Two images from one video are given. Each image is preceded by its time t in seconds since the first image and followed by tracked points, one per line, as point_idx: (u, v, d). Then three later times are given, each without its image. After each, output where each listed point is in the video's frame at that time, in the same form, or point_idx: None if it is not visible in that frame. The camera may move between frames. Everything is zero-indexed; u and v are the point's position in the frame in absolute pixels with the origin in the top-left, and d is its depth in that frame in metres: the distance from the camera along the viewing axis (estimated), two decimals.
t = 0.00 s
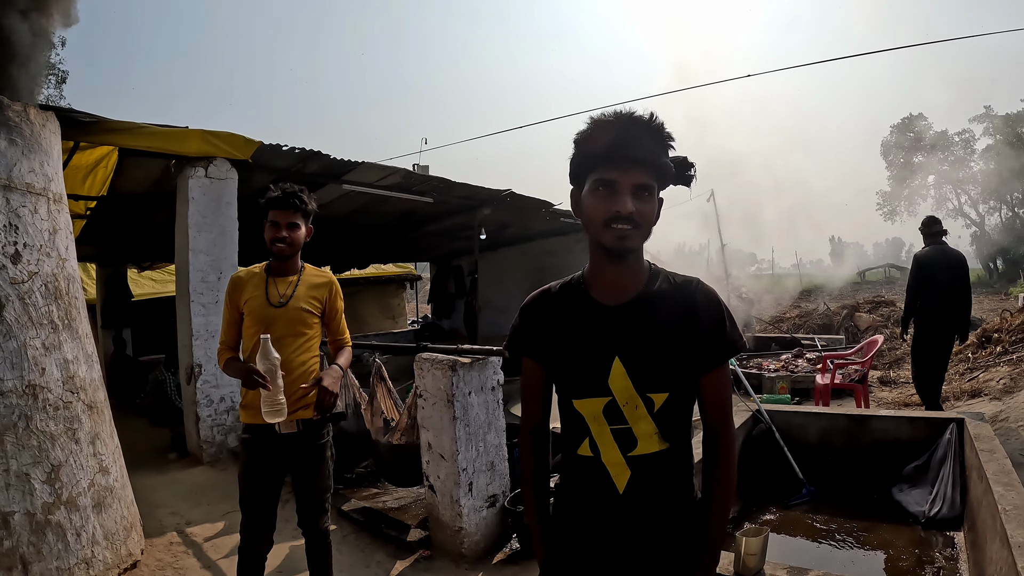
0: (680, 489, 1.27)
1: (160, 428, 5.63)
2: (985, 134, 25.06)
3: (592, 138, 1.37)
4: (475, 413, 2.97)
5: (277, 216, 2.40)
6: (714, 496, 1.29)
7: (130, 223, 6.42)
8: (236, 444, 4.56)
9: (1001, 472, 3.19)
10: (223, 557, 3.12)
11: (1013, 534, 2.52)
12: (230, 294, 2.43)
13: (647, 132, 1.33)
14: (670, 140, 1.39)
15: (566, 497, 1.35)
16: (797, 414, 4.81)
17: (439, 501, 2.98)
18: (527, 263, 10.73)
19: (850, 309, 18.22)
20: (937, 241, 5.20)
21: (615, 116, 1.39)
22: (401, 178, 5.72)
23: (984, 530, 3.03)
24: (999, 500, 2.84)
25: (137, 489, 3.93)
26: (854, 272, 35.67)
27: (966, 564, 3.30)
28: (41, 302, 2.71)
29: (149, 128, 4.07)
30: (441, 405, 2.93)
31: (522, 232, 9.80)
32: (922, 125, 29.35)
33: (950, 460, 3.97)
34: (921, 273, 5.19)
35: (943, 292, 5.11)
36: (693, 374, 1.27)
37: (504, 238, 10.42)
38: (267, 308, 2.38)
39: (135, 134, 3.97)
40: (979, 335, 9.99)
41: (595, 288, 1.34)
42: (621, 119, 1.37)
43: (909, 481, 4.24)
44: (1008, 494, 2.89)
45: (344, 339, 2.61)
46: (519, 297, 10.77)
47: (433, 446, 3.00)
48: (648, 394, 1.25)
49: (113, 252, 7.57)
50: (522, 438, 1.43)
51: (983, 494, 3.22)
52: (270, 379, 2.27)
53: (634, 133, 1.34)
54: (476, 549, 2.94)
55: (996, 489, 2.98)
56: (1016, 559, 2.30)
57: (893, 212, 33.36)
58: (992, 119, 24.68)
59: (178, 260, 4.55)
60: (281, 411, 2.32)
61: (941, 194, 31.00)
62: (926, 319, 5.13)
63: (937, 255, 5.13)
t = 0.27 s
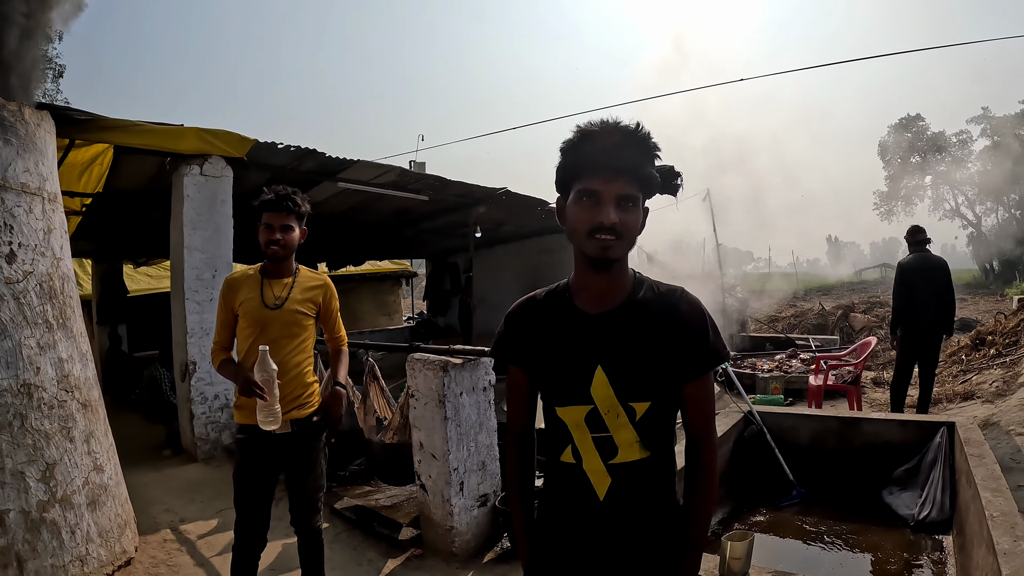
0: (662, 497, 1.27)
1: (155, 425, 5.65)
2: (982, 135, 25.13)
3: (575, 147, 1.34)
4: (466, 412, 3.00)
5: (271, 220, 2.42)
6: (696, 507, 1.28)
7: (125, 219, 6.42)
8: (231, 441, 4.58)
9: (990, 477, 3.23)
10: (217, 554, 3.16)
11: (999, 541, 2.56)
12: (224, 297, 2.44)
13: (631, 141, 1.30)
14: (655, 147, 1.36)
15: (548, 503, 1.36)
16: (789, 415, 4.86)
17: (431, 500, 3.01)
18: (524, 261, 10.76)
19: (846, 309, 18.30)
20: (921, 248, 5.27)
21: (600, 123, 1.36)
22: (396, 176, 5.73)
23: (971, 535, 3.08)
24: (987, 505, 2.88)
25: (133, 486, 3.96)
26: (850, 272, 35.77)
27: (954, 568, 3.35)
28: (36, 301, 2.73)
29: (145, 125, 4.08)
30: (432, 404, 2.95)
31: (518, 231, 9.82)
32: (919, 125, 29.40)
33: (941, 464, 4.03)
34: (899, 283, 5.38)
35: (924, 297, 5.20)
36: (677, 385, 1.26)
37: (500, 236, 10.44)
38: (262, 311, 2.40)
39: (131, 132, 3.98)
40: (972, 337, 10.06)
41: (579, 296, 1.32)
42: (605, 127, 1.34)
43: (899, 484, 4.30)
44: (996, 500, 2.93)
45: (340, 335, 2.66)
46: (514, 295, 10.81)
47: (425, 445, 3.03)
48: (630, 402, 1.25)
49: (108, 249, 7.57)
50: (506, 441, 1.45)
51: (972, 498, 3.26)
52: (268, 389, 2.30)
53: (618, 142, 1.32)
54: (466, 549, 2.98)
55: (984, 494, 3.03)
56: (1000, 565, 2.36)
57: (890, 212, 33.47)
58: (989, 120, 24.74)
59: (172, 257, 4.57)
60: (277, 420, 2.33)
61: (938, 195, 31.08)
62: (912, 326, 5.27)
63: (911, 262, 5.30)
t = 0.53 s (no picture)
0: (631, 501, 1.31)
1: (150, 422, 5.69)
2: (980, 136, 25.16)
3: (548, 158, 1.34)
4: (454, 413, 3.05)
5: (262, 224, 2.46)
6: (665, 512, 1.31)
7: (121, 217, 6.45)
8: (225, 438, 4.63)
9: (976, 482, 3.29)
10: (210, 551, 3.21)
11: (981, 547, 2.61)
12: (216, 300, 2.49)
13: (603, 153, 1.30)
14: (628, 159, 1.37)
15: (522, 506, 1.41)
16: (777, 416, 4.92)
17: (420, 499, 3.06)
18: (519, 259, 10.80)
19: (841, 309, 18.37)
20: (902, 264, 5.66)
21: (573, 135, 1.36)
22: (390, 176, 5.77)
23: (955, 540, 3.14)
24: (971, 511, 2.94)
25: (128, 483, 4.00)
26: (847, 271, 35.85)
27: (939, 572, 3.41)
28: (30, 302, 2.77)
29: (140, 125, 4.11)
30: (421, 404, 3.00)
31: (513, 229, 9.86)
32: (917, 125, 29.42)
33: (928, 468, 4.06)
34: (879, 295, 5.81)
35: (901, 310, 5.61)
36: (648, 394, 1.29)
37: (495, 235, 10.47)
38: (253, 314, 2.44)
39: (126, 132, 4.01)
40: (965, 338, 10.13)
41: (553, 305, 1.35)
42: (579, 139, 1.35)
43: (887, 486, 4.34)
44: (980, 506, 2.99)
45: (331, 336, 2.71)
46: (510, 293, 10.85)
47: (414, 445, 3.08)
48: (601, 410, 1.28)
49: (104, 246, 7.59)
50: (483, 444, 1.49)
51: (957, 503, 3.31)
52: (259, 391, 2.34)
53: (590, 154, 1.32)
54: (455, 547, 3.04)
55: (968, 500, 3.08)
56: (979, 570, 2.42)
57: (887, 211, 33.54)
58: (987, 120, 24.78)
59: (167, 256, 4.61)
60: (268, 420, 2.40)
61: (936, 195, 31.15)
62: (899, 337, 5.70)
63: (889, 278, 5.74)
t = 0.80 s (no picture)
0: (604, 503, 1.36)
1: (153, 418, 5.78)
2: (989, 134, 24.92)
3: (524, 171, 1.38)
4: (449, 412, 3.11)
5: (260, 228, 2.52)
6: (637, 513, 1.36)
7: (126, 216, 6.54)
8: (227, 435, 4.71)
9: (967, 487, 3.31)
10: (210, 545, 3.29)
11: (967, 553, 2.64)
12: (215, 301, 2.55)
13: (577, 166, 1.35)
14: (602, 171, 1.41)
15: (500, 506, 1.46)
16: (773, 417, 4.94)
17: (415, 496, 3.12)
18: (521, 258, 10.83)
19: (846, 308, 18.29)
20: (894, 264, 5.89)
21: (549, 148, 1.41)
22: (391, 175, 5.82)
23: (945, 544, 3.16)
24: (959, 516, 2.96)
25: (131, 479, 4.09)
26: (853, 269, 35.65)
27: None
28: (35, 303, 2.84)
29: (142, 127, 4.19)
30: (416, 404, 3.06)
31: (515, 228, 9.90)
32: (926, 123, 29.17)
33: (922, 471, 4.08)
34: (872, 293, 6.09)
35: (892, 306, 5.85)
36: (623, 399, 1.33)
37: (498, 233, 10.51)
38: (251, 315, 2.50)
39: (128, 134, 4.08)
40: (969, 339, 10.09)
41: (530, 313, 1.40)
42: (554, 152, 1.39)
43: (881, 487, 4.36)
44: (969, 511, 3.01)
45: (328, 336, 2.76)
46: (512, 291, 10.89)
47: (410, 443, 3.14)
48: (575, 415, 1.33)
49: (110, 244, 7.68)
50: (465, 447, 1.54)
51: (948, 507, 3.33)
52: (256, 389, 2.40)
53: (565, 167, 1.36)
54: (449, 544, 3.09)
55: (958, 504, 3.10)
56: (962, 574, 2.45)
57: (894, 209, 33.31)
58: (996, 117, 24.55)
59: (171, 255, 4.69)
60: (265, 419, 2.44)
61: (943, 193, 30.90)
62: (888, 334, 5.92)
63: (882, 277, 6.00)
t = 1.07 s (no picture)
0: (581, 505, 1.43)
1: (165, 415, 5.92)
2: (1005, 133, 24.56)
3: (506, 189, 1.45)
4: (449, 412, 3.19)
5: (266, 235, 2.61)
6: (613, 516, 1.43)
7: (139, 216, 6.69)
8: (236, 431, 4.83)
9: (961, 494, 3.33)
10: (217, 539, 3.40)
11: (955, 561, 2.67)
12: (222, 306, 2.64)
13: (557, 185, 1.42)
14: (582, 188, 1.48)
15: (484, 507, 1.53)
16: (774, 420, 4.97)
17: (415, 494, 3.20)
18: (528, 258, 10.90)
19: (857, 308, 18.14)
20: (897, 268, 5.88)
21: (530, 167, 1.47)
22: (398, 176, 5.91)
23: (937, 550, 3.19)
24: (950, 524, 3.00)
25: (143, 474, 4.22)
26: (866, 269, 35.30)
27: None
28: (50, 305, 2.96)
29: (154, 132, 4.29)
30: (417, 404, 3.14)
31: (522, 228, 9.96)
32: (940, 121, 28.80)
33: (920, 476, 4.10)
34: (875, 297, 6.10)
35: (895, 309, 5.87)
36: (600, 407, 1.40)
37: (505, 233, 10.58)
38: (258, 319, 2.60)
39: (140, 138, 4.19)
40: (978, 341, 10.00)
41: (513, 324, 1.46)
42: (535, 170, 1.46)
43: (880, 491, 4.38)
44: (960, 519, 3.04)
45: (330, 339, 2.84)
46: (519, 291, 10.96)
47: (411, 443, 3.22)
48: (553, 421, 1.40)
49: (124, 243, 7.85)
50: (451, 450, 1.60)
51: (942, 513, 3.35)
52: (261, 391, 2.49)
53: (546, 185, 1.43)
54: (448, 541, 3.18)
55: (950, 511, 3.13)
56: None
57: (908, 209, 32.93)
58: (1012, 116, 24.18)
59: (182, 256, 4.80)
60: (269, 420, 2.56)
61: (958, 193, 30.50)
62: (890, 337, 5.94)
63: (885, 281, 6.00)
